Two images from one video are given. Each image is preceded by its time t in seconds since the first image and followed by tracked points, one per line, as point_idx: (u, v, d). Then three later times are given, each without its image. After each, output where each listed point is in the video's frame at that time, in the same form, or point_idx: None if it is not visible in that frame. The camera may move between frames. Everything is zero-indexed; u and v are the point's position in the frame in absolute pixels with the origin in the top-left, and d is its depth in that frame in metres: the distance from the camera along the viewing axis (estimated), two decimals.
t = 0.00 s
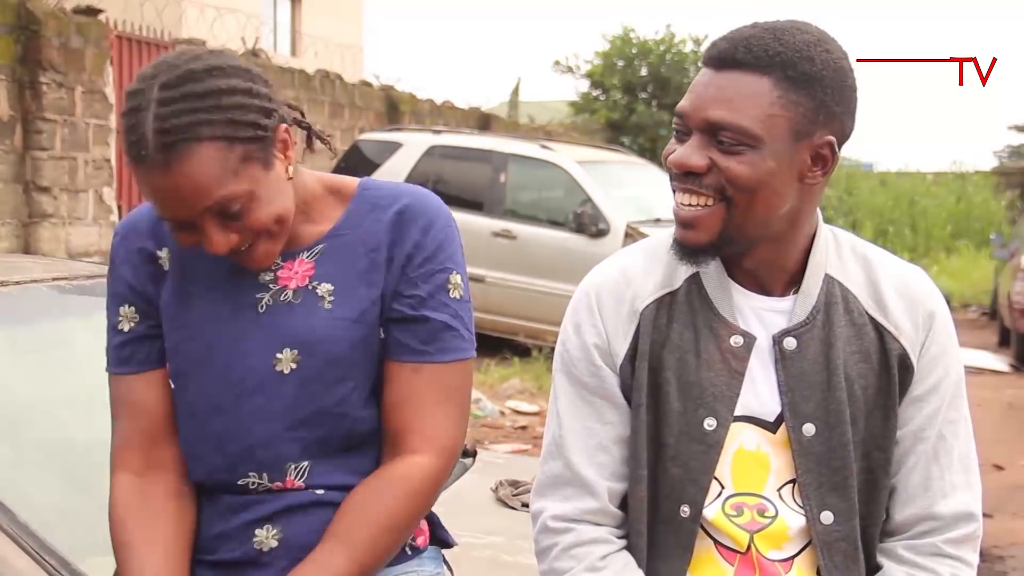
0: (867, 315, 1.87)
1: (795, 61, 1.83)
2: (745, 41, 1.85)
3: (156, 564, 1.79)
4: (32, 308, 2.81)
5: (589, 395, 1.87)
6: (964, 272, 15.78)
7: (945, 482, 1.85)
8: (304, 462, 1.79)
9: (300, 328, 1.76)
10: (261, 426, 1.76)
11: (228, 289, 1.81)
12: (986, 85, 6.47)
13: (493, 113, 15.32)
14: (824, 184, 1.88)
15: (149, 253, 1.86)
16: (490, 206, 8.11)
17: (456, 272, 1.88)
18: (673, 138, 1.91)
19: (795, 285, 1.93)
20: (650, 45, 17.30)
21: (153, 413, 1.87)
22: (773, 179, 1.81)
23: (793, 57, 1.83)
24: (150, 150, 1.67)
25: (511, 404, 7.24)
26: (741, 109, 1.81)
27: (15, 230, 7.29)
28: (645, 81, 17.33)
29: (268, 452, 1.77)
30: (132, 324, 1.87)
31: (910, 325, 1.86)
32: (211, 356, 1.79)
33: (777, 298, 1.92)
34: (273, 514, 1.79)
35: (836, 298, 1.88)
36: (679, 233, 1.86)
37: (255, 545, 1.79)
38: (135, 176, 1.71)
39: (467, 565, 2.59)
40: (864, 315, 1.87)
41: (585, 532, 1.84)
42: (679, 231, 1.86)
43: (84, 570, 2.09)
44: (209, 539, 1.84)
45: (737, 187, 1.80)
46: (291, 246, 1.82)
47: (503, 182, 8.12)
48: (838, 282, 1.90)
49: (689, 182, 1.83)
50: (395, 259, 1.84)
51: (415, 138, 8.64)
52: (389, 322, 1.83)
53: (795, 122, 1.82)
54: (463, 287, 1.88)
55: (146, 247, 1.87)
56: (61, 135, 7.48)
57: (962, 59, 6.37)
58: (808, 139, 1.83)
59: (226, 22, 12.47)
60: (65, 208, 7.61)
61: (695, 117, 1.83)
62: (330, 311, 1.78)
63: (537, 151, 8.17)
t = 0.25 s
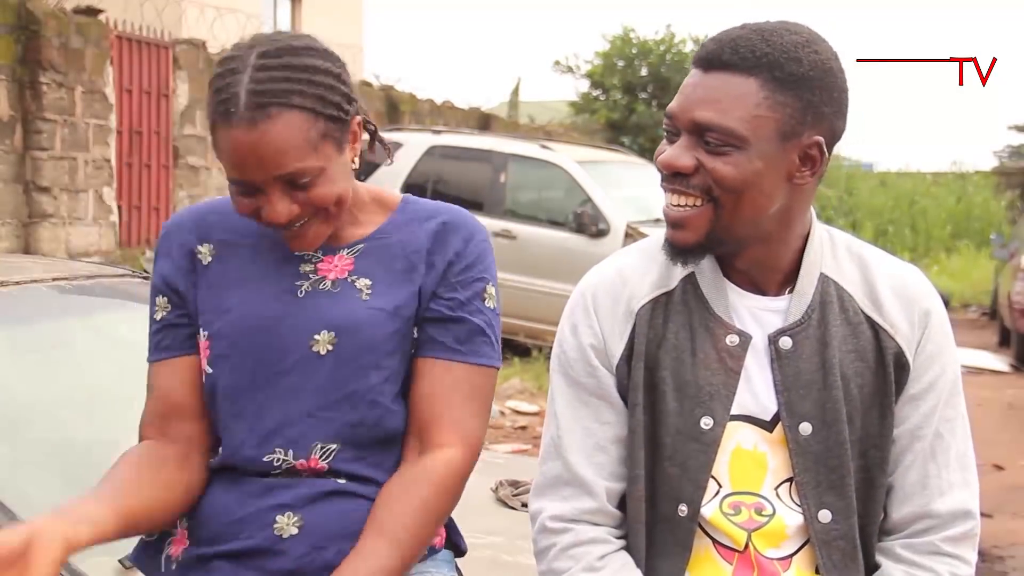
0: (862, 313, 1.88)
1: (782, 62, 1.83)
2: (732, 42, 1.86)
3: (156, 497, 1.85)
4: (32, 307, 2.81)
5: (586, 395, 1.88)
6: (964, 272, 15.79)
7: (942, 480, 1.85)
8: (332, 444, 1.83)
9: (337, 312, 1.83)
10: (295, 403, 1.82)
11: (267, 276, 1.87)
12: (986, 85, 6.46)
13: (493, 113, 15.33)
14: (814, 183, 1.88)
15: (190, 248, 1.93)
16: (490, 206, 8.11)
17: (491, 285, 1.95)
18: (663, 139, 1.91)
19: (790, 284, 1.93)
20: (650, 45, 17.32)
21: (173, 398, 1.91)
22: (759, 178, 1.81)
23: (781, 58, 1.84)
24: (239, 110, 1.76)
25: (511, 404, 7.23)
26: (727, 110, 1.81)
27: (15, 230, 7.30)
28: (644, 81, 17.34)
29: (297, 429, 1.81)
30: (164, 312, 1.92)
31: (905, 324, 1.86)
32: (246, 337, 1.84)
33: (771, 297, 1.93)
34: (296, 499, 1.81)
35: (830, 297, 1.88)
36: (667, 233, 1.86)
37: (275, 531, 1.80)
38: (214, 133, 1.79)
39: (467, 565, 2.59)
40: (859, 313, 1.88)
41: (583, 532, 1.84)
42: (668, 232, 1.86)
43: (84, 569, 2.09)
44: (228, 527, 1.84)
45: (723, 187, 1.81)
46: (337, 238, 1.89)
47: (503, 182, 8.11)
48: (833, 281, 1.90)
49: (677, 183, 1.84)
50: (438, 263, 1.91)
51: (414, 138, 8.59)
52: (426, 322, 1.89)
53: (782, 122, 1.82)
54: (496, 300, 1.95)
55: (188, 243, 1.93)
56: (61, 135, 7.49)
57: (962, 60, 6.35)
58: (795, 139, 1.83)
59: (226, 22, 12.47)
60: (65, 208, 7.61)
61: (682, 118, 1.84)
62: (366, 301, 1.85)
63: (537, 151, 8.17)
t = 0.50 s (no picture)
0: (860, 312, 1.88)
1: (772, 61, 1.84)
2: (723, 42, 1.86)
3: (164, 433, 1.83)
4: (31, 308, 2.80)
5: (585, 395, 1.88)
6: (964, 272, 15.80)
7: (941, 478, 1.85)
8: (340, 429, 1.81)
9: (355, 308, 1.84)
10: (306, 389, 1.82)
11: (292, 272, 1.89)
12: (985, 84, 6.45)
13: (493, 113, 15.33)
14: (807, 181, 1.88)
15: (223, 240, 1.95)
16: (490, 206, 8.11)
17: (511, 304, 1.97)
18: (657, 141, 1.91)
19: (787, 282, 1.94)
20: (650, 46, 17.32)
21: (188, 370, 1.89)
22: (753, 177, 1.81)
23: (771, 56, 1.84)
24: (322, 74, 1.85)
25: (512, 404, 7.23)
26: (719, 109, 1.81)
27: (15, 231, 7.30)
28: (645, 81, 17.34)
29: (307, 413, 1.81)
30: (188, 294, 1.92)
31: (903, 322, 1.87)
32: (265, 325, 1.84)
33: (769, 296, 1.93)
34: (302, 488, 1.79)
35: (828, 296, 1.89)
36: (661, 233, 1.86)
37: (279, 520, 1.78)
38: (290, 88, 1.88)
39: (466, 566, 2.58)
40: (857, 313, 1.88)
41: (583, 532, 1.84)
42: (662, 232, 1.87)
43: (84, 570, 2.09)
44: (230, 516, 1.80)
45: (715, 186, 1.80)
46: (353, 239, 1.92)
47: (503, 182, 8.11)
48: (830, 280, 1.91)
49: (670, 184, 1.84)
50: (461, 279, 1.93)
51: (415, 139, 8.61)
52: (447, 331, 1.91)
53: (775, 121, 1.83)
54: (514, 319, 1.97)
55: (223, 237, 1.95)
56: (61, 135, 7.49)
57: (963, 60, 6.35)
58: (788, 137, 1.84)
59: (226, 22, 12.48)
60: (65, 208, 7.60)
61: (676, 119, 1.84)
62: (383, 300, 1.86)
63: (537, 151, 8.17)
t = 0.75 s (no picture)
0: (859, 311, 1.88)
1: (765, 58, 1.84)
2: (718, 41, 1.87)
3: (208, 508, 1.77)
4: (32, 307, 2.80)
5: (584, 394, 1.88)
6: (964, 272, 15.80)
7: (941, 477, 1.85)
8: (337, 423, 1.82)
9: (354, 305, 1.85)
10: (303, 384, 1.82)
11: (294, 271, 1.91)
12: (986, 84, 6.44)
13: (493, 113, 15.33)
14: (801, 178, 1.88)
15: (225, 249, 1.96)
16: (490, 206, 8.10)
17: (505, 302, 2.00)
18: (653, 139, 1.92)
19: (786, 280, 1.94)
20: (650, 45, 17.32)
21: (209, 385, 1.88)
22: (745, 174, 1.81)
23: (764, 54, 1.84)
24: (384, 59, 1.95)
25: (512, 404, 7.22)
26: (712, 106, 1.82)
27: (15, 231, 7.30)
28: (645, 81, 17.33)
29: (304, 407, 1.81)
30: (197, 305, 1.91)
31: (902, 322, 1.87)
32: (267, 324, 1.85)
33: (768, 295, 1.94)
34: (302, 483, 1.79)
35: (826, 295, 1.89)
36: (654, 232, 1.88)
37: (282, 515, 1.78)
38: (347, 64, 1.97)
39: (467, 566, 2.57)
40: (856, 311, 1.88)
41: (583, 531, 1.83)
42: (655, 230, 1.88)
43: (84, 569, 2.09)
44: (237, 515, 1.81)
45: (707, 184, 1.81)
46: (354, 231, 1.96)
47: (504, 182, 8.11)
48: (829, 280, 1.91)
49: (662, 182, 1.84)
50: (457, 277, 1.95)
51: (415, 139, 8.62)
52: (440, 327, 1.90)
53: (768, 119, 1.83)
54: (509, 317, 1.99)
55: (227, 244, 1.96)
56: (61, 135, 7.48)
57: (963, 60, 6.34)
58: (781, 134, 1.83)
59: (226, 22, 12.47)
60: (65, 208, 7.61)
61: (670, 117, 1.85)
62: (382, 298, 1.88)
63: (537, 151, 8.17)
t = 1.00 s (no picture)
0: (857, 309, 1.88)
1: (758, 53, 1.85)
2: (712, 37, 1.89)
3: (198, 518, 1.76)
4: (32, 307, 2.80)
5: (584, 392, 1.88)
6: (964, 272, 15.80)
7: (940, 476, 1.85)
8: (339, 427, 1.82)
9: (354, 309, 1.86)
10: (308, 393, 1.82)
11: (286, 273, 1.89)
12: (986, 85, 6.45)
13: (494, 113, 15.33)
14: (795, 173, 1.88)
15: (215, 245, 1.92)
16: (490, 206, 8.10)
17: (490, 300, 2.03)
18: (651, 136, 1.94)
19: (784, 278, 1.95)
20: (650, 45, 17.33)
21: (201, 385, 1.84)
22: (737, 167, 1.82)
23: (757, 49, 1.86)
24: (409, 58, 2.03)
25: (512, 404, 7.22)
26: (706, 100, 1.83)
27: (15, 231, 7.30)
28: (645, 81, 17.33)
29: (308, 415, 1.82)
30: (187, 301, 1.86)
31: (900, 320, 1.88)
32: (263, 331, 1.82)
33: (768, 294, 1.94)
34: (300, 484, 1.79)
35: (824, 292, 1.90)
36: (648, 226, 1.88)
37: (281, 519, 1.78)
38: (370, 56, 2.03)
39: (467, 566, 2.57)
40: (854, 309, 1.88)
41: (584, 529, 1.83)
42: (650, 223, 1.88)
43: (84, 570, 2.09)
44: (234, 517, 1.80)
45: (701, 177, 1.82)
46: (348, 222, 1.96)
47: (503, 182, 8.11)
48: (827, 279, 1.91)
49: (656, 176, 1.86)
50: (446, 278, 1.98)
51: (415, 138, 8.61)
52: (435, 328, 1.94)
53: (760, 113, 1.84)
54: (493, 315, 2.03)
55: (214, 238, 1.93)
56: (61, 135, 7.48)
57: (964, 60, 6.34)
58: (774, 129, 1.84)
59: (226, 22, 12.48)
60: (65, 208, 7.61)
61: (665, 112, 1.87)
62: (378, 301, 1.89)
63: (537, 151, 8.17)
